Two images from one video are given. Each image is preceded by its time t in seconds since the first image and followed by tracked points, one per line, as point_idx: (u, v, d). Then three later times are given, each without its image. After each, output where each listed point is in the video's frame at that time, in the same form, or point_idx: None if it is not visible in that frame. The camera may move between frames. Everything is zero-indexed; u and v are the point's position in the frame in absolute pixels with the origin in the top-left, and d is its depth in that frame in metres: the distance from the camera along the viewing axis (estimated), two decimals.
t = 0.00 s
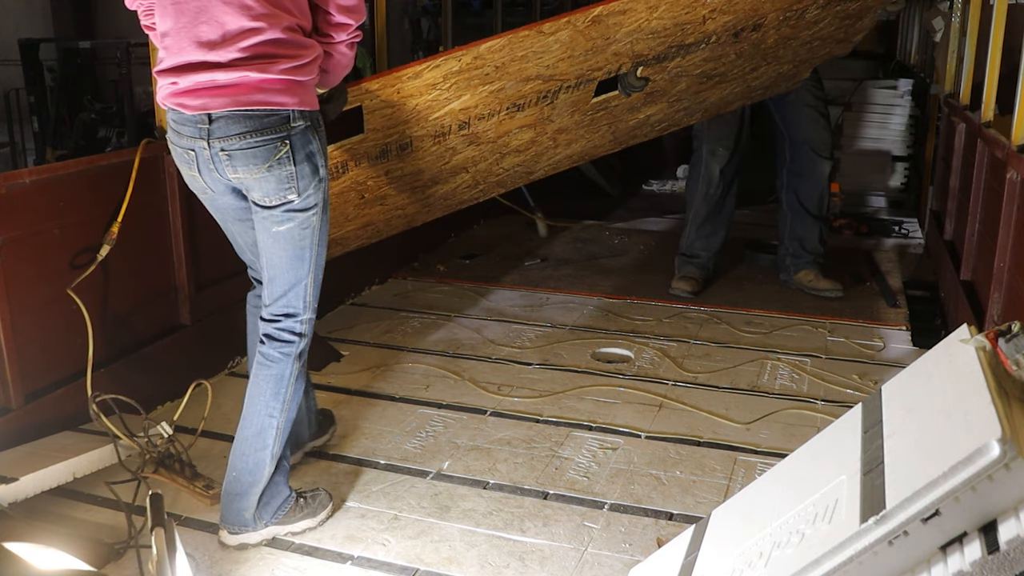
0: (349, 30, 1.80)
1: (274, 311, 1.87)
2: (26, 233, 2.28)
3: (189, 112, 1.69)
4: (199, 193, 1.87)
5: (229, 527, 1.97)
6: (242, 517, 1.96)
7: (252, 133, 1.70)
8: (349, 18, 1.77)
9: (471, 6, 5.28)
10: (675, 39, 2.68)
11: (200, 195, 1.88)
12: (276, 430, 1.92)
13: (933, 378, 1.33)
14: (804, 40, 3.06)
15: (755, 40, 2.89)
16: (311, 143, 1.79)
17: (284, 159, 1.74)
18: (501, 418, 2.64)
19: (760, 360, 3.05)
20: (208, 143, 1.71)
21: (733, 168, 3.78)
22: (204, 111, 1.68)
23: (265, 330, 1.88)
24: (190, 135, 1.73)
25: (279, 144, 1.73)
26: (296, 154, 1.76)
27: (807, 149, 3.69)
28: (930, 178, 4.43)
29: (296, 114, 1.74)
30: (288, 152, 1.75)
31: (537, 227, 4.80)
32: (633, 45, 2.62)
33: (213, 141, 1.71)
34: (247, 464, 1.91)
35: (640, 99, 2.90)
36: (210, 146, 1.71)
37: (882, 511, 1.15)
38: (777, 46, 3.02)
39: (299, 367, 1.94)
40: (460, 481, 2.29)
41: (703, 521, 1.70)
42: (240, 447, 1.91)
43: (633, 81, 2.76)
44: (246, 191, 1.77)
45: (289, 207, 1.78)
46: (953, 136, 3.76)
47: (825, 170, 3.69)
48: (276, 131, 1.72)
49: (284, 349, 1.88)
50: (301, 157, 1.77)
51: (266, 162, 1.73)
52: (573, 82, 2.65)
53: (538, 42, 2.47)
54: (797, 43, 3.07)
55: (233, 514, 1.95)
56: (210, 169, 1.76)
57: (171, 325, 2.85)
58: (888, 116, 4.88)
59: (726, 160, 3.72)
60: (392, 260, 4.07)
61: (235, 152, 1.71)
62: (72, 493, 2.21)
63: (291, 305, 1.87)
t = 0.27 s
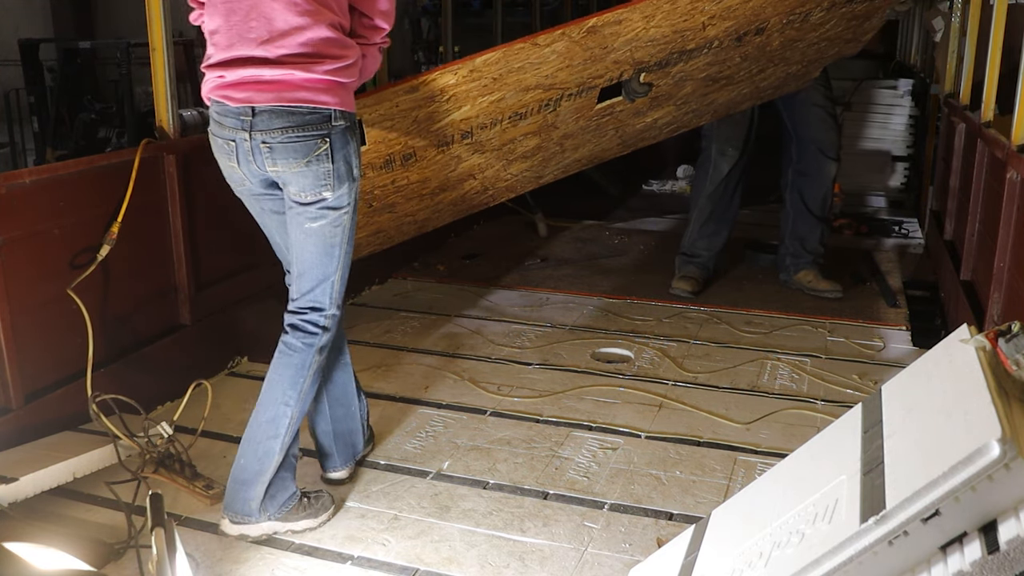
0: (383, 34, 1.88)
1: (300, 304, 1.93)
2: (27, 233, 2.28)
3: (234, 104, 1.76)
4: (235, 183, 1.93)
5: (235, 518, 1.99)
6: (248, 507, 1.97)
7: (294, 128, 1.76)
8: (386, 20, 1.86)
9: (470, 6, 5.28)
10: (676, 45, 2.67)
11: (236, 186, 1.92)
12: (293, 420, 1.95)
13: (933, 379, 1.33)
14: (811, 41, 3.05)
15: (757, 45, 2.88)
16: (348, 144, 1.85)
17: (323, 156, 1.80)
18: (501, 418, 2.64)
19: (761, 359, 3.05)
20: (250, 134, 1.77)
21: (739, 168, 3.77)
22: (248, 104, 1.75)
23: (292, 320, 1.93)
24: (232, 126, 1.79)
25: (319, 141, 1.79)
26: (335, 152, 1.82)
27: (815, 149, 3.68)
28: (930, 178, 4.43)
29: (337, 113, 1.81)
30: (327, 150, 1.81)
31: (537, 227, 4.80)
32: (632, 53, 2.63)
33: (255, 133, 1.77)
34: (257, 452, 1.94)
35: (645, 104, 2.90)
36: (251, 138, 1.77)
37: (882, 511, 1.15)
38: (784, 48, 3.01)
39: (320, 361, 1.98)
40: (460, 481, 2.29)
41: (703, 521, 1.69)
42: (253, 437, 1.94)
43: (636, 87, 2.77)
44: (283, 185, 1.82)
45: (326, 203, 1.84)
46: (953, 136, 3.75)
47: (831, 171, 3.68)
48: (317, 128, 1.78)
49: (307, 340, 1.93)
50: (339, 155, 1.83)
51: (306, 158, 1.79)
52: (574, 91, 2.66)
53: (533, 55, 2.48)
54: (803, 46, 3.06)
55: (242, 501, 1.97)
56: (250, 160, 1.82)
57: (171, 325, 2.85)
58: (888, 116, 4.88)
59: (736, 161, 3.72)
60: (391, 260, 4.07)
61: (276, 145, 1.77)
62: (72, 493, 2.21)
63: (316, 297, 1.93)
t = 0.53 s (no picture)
0: None
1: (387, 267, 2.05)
2: (27, 233, 2.28)
3: (263, 89, 1.89)
4: (261, 170, 2.03)
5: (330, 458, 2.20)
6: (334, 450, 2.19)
7: (321, 115, 1.87)
8: None
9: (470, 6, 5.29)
10: (685, 49, 2.69)
11: (263, 172, 2.04)
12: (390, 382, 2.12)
13: (933, 379, 1.33)
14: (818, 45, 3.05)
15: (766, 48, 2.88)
16: (379, 126, 1.94)
17: (352, 139, 1.90)
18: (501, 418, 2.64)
19: (761, 359, 3.05)
20: (279, 120, 1.90)
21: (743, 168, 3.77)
22: (277, 90, 1.87)
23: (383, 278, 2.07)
24: (260, 112, 1.92)
25: (347, 125, 1.89)
26: (364, 134, 1.91)
27: (819, 149, 3.67)
28: (930, 177, 4.43)
29: (363, 97, 1.90)
30: (356, 133, 1.90)
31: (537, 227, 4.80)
32: (642, 56, 2.63)
33: (284, 119, 1.89)
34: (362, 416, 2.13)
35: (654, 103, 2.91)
36: (280, 123, 1.90)
37: (882, 511, 1.15)
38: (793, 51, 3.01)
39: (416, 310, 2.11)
40: (460, 481, 2.29)
41: (703, 521, 1.69)
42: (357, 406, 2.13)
43: (644, 88, 2.79)
44: (315, 167, 1.93)
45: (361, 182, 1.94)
46: (953, 136, 3.76)
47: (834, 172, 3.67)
48: (344, 113, 1.88)
49: (406, 287, 2.06)
50: (369, 137, 1.92)
51: (335, 141, 1.90)
52: (583, 91, 2.67)
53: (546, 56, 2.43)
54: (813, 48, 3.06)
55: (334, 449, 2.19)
56: (279, 144, 1.94)
57: (171, 325, 2.85)
58: (889, 116, 4.89)
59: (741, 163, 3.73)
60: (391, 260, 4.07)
61: (306, 130, 1.89)
62: (72, 493, 2.21)
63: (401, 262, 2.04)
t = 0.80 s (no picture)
0: None
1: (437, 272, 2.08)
2: (27, 232, 2.28)
3: (303, 80, 1.91)
4: (294, 160, 2.07)
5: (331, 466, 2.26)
6: (338, 457, 2.26)
7: (361, 106, 1.90)
8: None
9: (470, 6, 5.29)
10: (688, 50, 2.66)
11: (297, 162, 2.07)
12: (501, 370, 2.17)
13: (934, 378, 1.33)
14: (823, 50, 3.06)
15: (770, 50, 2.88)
16: (416, 118, 1.96)
17: (390, 130, 1.93)
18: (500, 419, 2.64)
19: (761, 359, 3.05)
20: (319, 111, 1.92)
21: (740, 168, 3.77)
22: (317, 82, 1.90)
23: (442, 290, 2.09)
24: (300, 102, 1.95)
25: (385, 117, 1.92)
26: (402, 126, 1.94)
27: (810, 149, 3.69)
28: (930, 177, 4.43)
29: (401, 90, 1.92)
30: (395, 123, 1.93)
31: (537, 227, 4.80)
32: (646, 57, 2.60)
33: (324, 111, 1.92)
34: (489, 404, 2.19)
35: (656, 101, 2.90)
36: (321, 115, 1.93)
37: (882, 511, 1.15)
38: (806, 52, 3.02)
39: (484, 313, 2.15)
40: (460, 481, 2.29)
41: (704, 521, 1.70)
42: (478, 396, 2.18)
43: (648, 87, 2.78)
44: (355, 158, 1.97)
45: (400, 173, 1.97)
46: (953, 136, 3.76)
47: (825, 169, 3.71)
48: (382, 105, 1.91)
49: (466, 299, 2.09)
50: (407, 130, 1.95)
51: (375, 132, 1.92)
52: (585, 89, 2.66)
53: (546, 52, 2.41)
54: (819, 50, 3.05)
55: (337, 457, 2.26)
56: (318, 135, 1.97)
57: (170, 325, 2.85)
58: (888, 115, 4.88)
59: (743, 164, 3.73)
60: (391, 260, 4.07)
61: (346, 121, 1.91)
62: (72, 492, 2.21)
63: (450, 259, 2.07)
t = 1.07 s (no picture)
0: None
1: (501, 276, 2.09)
2: (27, 232, 2.28)
3: (400, 83, 1.94)
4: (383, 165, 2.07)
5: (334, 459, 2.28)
6: (343, 453, 2.27)
7: (460, 107, 1.93)
8: None
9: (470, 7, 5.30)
10: (681, 48, 2.75)
11: (382, 165, 2.07)
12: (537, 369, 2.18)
13: (933, 378, 1.33)
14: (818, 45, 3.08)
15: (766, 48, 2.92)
16: (510, 119, 2.00)
17: (487, 131, 1.96)
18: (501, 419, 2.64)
19: (761, 359, 3.05)
20: (417, 113, 1.95)
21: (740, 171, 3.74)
22: (415, 84, 1.93)
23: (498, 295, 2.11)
24: (396, 105, 1.97)
25: (482, 117, 1.95)
26: (498, 128, 1.97)
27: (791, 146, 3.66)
28: (930, 177, 4.43)
29: (497, 91, 1.96)
30: (491, 125, 1.96)
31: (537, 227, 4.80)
32: (640, 54, 2.68)
33: (422, 112, 1.95)
34: (516, 412, 2.18)
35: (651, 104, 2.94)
36: (418, 117, 1.95)
37: (882, 511, 1.15)
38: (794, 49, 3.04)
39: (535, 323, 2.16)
40: (460, 481, 2.29)
41: (703, 521, 1.70)
42: (509, 403, 2.18)
43: (643, 87, 2.81)
44: (450, 160, 1.99)
45: (492, 175, 1.99)
46: (953, 136, 3.76)
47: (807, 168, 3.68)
48: (480, 106, 1.94)
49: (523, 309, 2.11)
50: (502, 132, 1.98)
51: (472, 134, 1.95)
52: (580, 91, 2.68)
53: (536, 55, 2.46)
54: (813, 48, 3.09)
55: (343, 452, 2.27)
56: (413, 137, 1.99)
57: (170, 325, 2.85)
58: (889, 116, 4.88)
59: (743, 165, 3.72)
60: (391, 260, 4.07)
61: (444, 123, 1.94)
62: (72, 492, 2.21)
63: (513, 265, 2.08)
